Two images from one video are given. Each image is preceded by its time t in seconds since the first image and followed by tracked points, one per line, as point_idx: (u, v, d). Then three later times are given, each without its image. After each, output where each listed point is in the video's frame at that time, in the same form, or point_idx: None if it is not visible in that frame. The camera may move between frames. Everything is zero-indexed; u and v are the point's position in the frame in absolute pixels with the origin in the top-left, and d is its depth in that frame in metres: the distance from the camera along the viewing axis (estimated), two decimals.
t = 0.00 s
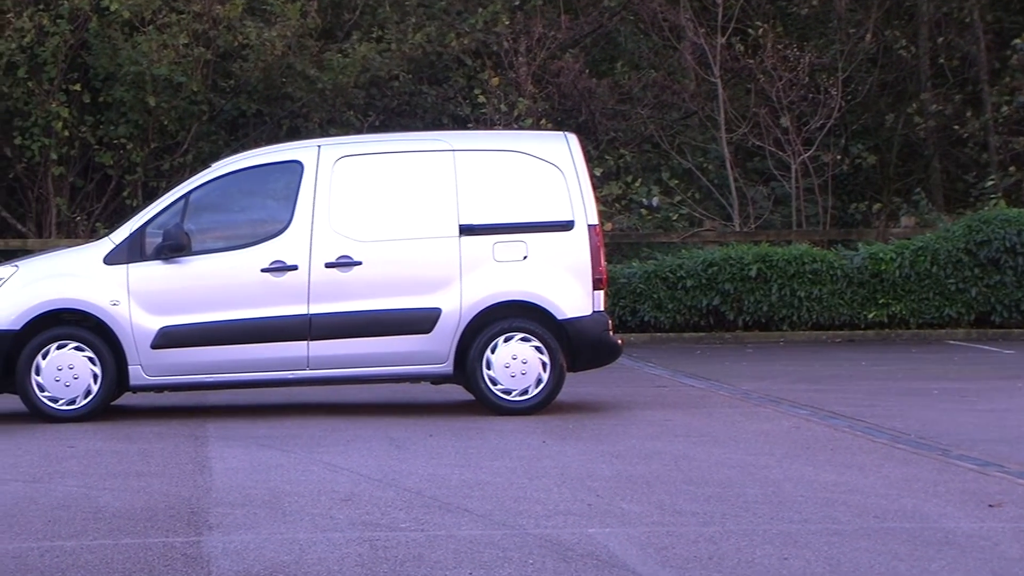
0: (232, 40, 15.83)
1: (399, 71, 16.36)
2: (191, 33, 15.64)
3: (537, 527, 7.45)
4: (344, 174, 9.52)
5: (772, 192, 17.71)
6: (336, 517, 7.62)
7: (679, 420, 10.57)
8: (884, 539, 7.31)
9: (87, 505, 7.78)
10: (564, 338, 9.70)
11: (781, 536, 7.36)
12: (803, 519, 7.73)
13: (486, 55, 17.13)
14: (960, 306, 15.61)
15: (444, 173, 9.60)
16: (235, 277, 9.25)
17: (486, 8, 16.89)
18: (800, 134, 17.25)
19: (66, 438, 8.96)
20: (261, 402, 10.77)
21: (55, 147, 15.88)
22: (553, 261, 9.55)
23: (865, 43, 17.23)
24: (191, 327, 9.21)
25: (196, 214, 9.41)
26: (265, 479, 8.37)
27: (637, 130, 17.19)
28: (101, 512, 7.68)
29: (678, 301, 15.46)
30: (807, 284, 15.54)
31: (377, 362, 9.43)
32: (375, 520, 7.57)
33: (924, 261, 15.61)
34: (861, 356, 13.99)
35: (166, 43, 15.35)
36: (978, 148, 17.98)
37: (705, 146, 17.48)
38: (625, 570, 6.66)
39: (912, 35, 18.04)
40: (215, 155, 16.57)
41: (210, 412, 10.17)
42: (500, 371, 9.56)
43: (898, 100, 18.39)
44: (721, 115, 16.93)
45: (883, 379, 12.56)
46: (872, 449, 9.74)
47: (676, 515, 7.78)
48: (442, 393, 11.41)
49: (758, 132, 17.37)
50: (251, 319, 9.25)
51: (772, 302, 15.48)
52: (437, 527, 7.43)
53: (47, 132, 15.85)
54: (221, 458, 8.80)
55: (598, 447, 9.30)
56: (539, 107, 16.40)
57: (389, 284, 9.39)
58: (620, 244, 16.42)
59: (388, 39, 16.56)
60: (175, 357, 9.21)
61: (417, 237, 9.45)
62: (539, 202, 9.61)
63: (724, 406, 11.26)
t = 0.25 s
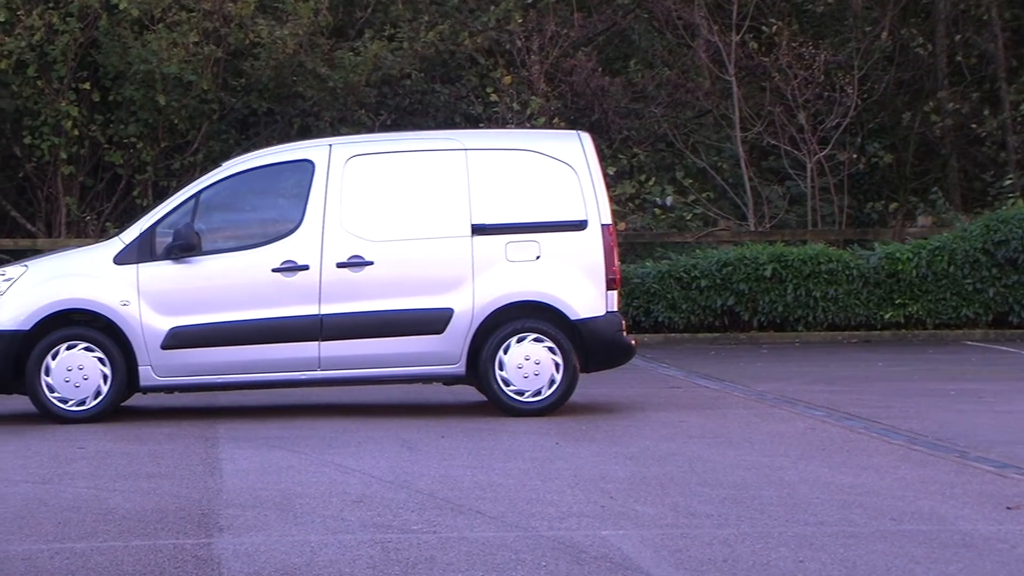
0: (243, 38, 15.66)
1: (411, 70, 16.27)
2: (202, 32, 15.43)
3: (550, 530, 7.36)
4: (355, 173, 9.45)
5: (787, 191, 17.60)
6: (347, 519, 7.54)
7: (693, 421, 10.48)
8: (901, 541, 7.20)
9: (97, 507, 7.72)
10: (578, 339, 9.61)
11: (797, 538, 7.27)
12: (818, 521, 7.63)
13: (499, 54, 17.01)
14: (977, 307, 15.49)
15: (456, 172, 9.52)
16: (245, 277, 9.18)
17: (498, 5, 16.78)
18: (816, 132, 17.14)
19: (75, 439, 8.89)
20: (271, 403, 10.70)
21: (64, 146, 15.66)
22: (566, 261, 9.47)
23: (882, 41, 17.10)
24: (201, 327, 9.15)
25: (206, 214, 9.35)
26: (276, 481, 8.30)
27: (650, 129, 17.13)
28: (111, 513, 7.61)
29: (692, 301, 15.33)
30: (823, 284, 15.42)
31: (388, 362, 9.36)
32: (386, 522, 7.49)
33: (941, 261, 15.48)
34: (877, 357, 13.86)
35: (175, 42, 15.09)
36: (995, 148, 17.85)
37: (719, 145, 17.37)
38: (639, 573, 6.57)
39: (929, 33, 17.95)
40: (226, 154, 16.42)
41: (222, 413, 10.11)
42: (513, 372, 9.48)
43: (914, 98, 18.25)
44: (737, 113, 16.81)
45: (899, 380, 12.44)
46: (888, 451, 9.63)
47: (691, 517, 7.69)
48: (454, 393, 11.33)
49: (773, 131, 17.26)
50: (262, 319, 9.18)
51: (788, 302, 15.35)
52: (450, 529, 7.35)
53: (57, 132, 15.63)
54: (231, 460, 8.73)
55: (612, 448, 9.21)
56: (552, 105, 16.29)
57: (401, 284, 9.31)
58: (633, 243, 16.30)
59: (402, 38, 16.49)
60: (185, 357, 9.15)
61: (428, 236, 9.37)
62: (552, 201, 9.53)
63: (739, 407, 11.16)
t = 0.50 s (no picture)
0: (257, 37, 15.63)
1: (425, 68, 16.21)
2: (215, 30, 15.34)
3: (566, 532, 7.27)
4: (369, 172, 9.38)
5: (805, 190, 17.43)
6: (361, 521, 7.47)
7: (710, 422, 10.37)
8: (920, 544, 7.10)
9: (110, 508, 7.66)
10: (593, 340, 9.53)
11: (815, 540, 7.16)
12: (836, 523, 7.53)
13: (513, 52, 16.87)
14: (998, 307, 15.33)
15: (471, 171, 9.44)
16: (259, 277, 9.11)
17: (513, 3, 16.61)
18: (834, 131, 17.01)
19: (88, 440, 8.84)
20: (284, 404, 10.62)
21: (77, 145, 15.36)
22: (581, 260, 9.39)
23: (900, 39, 16.95)
24: (214, 327, 9.08)
25: (219, 213, 9.28)
26: (290, 482, 8.23)
27: (667, 128, 17.04)
28: (124, 515, 7.55)
29: (709, 301, 15.24)
30: (841, 284, 15.30)
31: (403, 363, 9.28)
32: (400, 523, 7.41)
33: (961, 260, 15.34)
34: (896, 358, 13.73)
35: (188, 40, 14.99)
36: (1016, 146, 17.70)
37: (736, 143, 17.26)
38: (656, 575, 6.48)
39: (948, 30, 17.83)
40: (239, 153, 16.24)
41: (235, 414, 10.05)
42: (528, 373, 9.40)
43: (933, 96, 18.11)
44: (754, 112, 16.71)
45: (918, 381, 12.31)
46: (907, 452, 9.51)
47: (708, 519, 7.59)
48: (469, 394, 11.25)
49: (790, 130, 17.14)
50: (276, 319, 9.11)
51: (806, 302, 15.24)
52: (464, 531, 7.27)
53: (69, 131, 15.32)
54: (245, 461, 8.66)
55: (628, 450, 9.12)
56: (568, 103, 16.15)
57: (415, 284, 9.24)
58: (650, 243, 16.18)
59: (416, 36, 16.39)
60: (198, 358, 9.08)
61: (443, 236, 9.29)
62: (567, 200, 9.44)
63: (757, 408, 11.05)
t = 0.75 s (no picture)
0: (273, 35, 15.51)
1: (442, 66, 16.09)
2: (230, 28, 15.15)
3: (584, 534, 7.19)
4: (385, 171, 9.30)
5: (826, 189, 17.25)
6: (378, 522, 7.39)
7: (729, 424, 10.26)
8: (942, 546, 6.99)
9: (125, 509, 7.60)
10: (611, 340, 9.45)
11: (836, 543, 7.06)
12: (857, 526, 7.42)
13: (531, 49, 16.70)
14: (1021, 307, 15.16)
15: (488, 170, 9.36)
16: (274, 276, 9.04)
17: None
18: (855, 129, 16.87)
19: (103, 441, 8.78)
20: (300, 405, 10.55)
21: (91, 144, 15.20)
22: (599, 260, 9.31)
23: (922, 36, 16.77)
24: (229, 327, 9.01)
25: (234, 212, 9.21)
26: (306, 483, 8.16)
27: (686, 127, 16.90)
28: (139, 516, 7.49)
29: (728, 301, 15.11)
30: (862, 284, 15.17)
31: (419, 363, 9.20)
32: (417, 525, 7.33)
33: (983, 260, 15.18)
34: (917, 359, 13.58)
35: (204, 38, 14.85)
36: None
37: (756, 142, 17.09)
38: None
39: (971, 27, 17.66)
40: (255, 152, 16.10)
41: (250, 415, 9.98)
42: (546, 373, 9.32)
43: (955, 94, 17.94)
44: (774, 110, 16.57)
45: (940, 382, 12.18)
46: (929, 454, 9.39)
47: (727, 521, 7.49)
48: (485, 395, 11.17)
49: (811, 128, 17.03)
50: (292, 319, 9.04)
51: (826, 302, 15.11)
52: (482, 533, 7.19)
53: (84, 129, 15.16)
54: (260, 462, 8.59)
55: (646, 451, 9.02)
56: (586, 101, 16.04)
57: (432, 283, 9.16)
58: (669, 242, 16.04)
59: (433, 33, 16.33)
60: (213, 358, 9.02)
61: (460, 235, 9.21)
62: (585, 199, 9.36)
63: (777, 409, 10.93)
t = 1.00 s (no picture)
0: (294, 33, 15.33)
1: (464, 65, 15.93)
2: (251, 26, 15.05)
3: (607, 536, 7.09)
4: (406, 169, 9.23)
5: (850, 188, 17.14)
6: (399, 524, 7.31)
7: (754, 425, 10.13)
8: (970, 549, 6.86)
9: (144, 510, 7.54)
10: (634, 340, 9.35)
11: (861, 545, 6.94)
12: (883, 528, 7.30)
13: (552, 47, 16.54)
14: None
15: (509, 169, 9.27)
16: (294, 276, 8.97)
17: None
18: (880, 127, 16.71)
19: (122, 442, 8.73)
20: (320, 406, 10.47)
21: (111, 142, 15.21)
22: (622, 260, 9.21)
23: (949, 33, 16.56)
24: (249, 327, 8.94)
25: (254, 211, 9.14)
26: (326, 485, 8.08)
27: (709, 125, 16.67)
28: (158, 517, 7.43)
29: (752, 301, 14.97)
30: (888, 284, 15.01)
31: (440, 364, 9.12)
32: (438, 527, 7.25)
33: (1011, 260, 14.98)
34: (943, 360, 13.42)
35: (224, 36, 14.80)
36: None
37: (780, 141, 16.92)
38: None
39: (999, 24, 17.42)
40: (274, 151, 16.00)
41: (270, 415, 9.92)
42: (568, 374, 9.23)
43: (983, 92, 17.73)
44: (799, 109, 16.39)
45: (967, 383, 12.02)
46: (956, 456, 9.25)
47: (752, 523, 7.38)
48: (507, 396, 11.08)
49: (836, 126, 16.91)
50: (311, 319, 8.96)
51: (851, 302, 14.96)
52: (503, 535, 7.10)
53: (103, 127, 15.17)
54: (280, 463, 8.52)
55: (669, 453, 8.91)
56: (608, 100, 15.94)
57: (453, 283, 9.08)
58: (692, 242, 15.91)
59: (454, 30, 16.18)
60: (233, 359, 8.95)
61: (481, 235, 9.13)
62: (608, 198, 9.26)
63: (801, 410, 10.80)
